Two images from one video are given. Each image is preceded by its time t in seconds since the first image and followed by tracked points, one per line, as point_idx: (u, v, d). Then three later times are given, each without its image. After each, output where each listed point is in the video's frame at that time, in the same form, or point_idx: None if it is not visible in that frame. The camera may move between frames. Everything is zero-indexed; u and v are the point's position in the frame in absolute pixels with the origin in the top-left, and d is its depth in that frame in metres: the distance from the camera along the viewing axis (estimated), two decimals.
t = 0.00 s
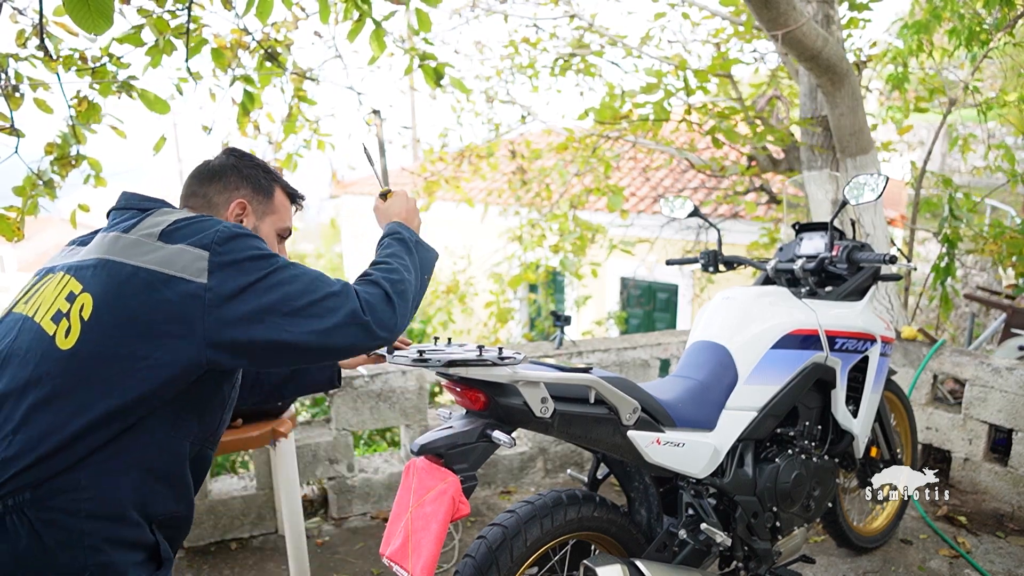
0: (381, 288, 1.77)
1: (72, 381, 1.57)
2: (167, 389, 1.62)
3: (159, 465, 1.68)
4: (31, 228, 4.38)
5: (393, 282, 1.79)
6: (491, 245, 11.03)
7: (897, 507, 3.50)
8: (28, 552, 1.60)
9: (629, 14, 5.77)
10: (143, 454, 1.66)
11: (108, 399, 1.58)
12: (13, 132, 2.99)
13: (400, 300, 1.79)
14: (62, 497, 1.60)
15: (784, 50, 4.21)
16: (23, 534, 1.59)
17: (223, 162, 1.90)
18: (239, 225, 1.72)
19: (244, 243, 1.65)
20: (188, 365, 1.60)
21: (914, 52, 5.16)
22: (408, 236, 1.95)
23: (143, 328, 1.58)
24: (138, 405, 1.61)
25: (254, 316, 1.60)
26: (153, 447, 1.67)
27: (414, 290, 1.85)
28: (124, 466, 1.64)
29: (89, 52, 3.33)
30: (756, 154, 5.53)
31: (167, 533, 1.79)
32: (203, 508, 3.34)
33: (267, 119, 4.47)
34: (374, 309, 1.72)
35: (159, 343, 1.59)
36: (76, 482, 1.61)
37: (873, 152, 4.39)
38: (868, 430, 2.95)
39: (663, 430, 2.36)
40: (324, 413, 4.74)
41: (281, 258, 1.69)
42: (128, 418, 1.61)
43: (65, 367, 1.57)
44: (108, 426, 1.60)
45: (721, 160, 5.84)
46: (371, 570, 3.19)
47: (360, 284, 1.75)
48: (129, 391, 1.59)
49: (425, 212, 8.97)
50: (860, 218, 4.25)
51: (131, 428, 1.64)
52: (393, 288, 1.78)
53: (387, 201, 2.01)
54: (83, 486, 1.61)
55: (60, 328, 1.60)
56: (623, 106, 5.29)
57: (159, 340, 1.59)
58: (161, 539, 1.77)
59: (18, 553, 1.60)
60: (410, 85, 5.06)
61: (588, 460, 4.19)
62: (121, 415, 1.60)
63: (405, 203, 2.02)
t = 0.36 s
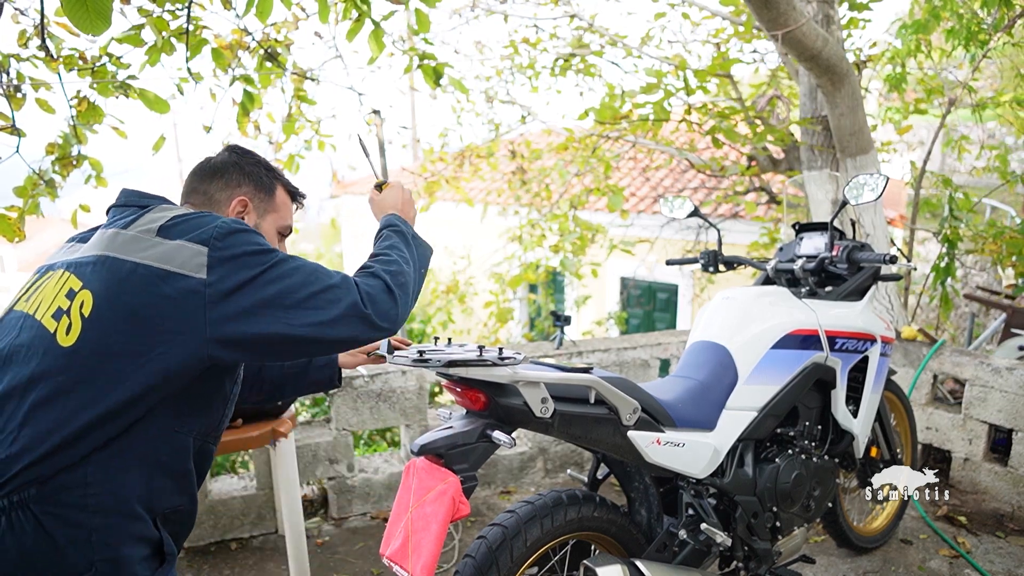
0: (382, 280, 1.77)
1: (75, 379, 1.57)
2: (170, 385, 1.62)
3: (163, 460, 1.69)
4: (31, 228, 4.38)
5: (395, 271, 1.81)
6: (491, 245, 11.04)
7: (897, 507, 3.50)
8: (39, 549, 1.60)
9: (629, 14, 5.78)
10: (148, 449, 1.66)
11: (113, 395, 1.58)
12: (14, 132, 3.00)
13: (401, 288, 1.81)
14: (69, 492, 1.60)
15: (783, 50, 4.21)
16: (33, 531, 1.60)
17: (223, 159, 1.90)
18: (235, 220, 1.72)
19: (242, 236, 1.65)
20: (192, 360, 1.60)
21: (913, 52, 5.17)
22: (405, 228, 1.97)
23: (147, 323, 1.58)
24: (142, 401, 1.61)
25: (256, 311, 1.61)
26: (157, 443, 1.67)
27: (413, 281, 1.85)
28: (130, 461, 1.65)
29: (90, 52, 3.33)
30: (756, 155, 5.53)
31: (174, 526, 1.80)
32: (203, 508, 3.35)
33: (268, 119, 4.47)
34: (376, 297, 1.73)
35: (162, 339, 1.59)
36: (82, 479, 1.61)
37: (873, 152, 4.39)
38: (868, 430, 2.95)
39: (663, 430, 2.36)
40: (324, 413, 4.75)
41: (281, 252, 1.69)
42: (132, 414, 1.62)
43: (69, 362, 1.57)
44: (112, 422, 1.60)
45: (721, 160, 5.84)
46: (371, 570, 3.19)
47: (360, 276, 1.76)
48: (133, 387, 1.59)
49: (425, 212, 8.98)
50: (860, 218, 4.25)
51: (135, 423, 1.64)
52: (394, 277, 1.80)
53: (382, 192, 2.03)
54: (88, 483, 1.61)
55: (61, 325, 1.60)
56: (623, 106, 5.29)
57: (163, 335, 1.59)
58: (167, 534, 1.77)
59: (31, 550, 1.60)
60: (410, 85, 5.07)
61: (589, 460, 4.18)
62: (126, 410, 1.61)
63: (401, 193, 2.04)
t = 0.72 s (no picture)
0: (383, 272, 1.77)
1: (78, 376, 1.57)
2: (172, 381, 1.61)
3: (166, 456, 1.68)
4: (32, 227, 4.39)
5: (401, 259, 1.83)
6: (491, 245, 11.04)
7: (897, 507, 3.50)
8: (44, 548, 1.61)
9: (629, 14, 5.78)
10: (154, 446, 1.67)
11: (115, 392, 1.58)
12: (15, 131, 3.00)
13: (407, 267, 1.83)
14: (73, 488, 1.60)
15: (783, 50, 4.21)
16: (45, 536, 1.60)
17: (222, 156, 1.90)
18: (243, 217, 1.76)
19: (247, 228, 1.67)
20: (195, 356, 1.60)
21: (912, 52, 5.18)
22: (406, 221, 1.98)
23: (148, 321, 1.58)
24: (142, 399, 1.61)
25: (260, 301, 1.61)
26: (162, 438, 1.68)
27: (414, 272, 1.86)
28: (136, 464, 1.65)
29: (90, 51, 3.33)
30: (756, 154, 5.53)
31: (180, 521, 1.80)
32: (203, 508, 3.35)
33: (268, 119, 4.47)
34: (385, 282, 1.76)
35: (162, 337, 1.59)
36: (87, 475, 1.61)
37: (874, 152, 4.39)
38: (868, 430, 2.95)
39: (663, 430, 2.36)
40: (324, 413, 4.75)
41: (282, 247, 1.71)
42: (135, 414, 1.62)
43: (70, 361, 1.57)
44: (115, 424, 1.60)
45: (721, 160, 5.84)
46: (371, 570, 3.19)
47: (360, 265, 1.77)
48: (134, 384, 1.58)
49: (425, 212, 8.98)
50: (860, 218, 4.25)
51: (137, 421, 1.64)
52: (402, 263, 1.82)
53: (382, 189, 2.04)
54: (91, 481, 1.61)
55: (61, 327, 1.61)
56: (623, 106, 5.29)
57: (163, 334, 1.59)
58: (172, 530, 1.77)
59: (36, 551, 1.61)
60: (410, 85, 5.07)
61: (589, 460, 4.19)
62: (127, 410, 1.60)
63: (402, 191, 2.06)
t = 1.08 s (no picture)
0: (352, 362, 1.68)
1: (76, 369, 1.57)
2: (162, 384, 1.60)
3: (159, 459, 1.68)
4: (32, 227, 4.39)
5: (382, 353, 1.73)
6: (491, 245, 11.04)
7: (897, 507, 3.50)
8: (41, 539, 1.60)
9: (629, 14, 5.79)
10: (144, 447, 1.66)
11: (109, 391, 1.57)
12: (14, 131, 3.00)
13: (386, 365, 1.73)
14: (67, 482, 1.61)
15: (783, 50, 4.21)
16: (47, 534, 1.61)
17: (231, 147, 1.87)
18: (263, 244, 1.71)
19: (258, 263, 1.62)
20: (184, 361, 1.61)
21: (913, 52, 5.18)
22: (414, 315, 1.84)
23: (146, 322, 1.57)
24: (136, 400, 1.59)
25: (231, 345, 1.56)
26: (156, 440, 1.67)
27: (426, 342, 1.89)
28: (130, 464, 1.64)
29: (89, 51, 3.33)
30: (756, 154, 5.54)
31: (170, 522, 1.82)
32: (203, 508, 3.35)
33: (268, 119, 4.48)
34: (351, 377, 1.66)
35: (159, 340, 1.58)
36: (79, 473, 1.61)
37: (873, 152, 4.39)
38: (868, 430, 2.95)
39: (663, 430, 2.36)
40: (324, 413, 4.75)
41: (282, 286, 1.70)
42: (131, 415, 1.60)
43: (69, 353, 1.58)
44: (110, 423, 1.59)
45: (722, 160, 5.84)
46: (371, 570, 3.19)
47: (333, 349, 1.67)
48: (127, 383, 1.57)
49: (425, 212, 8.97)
50: (860, 218, 4.25)
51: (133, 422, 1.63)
52: (381, 362, 1.72)
53: (413, 276, 1.91)
54: (86, 478, 1.61)
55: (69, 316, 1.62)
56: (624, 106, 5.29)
57: (159, 338, 1.58)
58: (160, 528, 1.79)
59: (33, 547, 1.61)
60: (411, 84, 5.07)
61: (589, 460, 4.19)
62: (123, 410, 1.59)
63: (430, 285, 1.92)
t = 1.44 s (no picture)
0: (270, 361, 1.43)
1: (101, 322, 1.66)
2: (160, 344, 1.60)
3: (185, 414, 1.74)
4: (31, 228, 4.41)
5: (312, 369, 1.49)
6: (491, 245, 11.04)
7: (897, 507, 3.51)
8: (81, 483, 1.69)
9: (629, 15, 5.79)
10: (154, 409, 1.70)
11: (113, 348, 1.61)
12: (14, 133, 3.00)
13: (309, 379, 1.48)
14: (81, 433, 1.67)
15: (783, 50, 4.21)
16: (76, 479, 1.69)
17: (271, 102, 1.86)
18: (265, 222, 1.61)
19: (229, 236, 1.51)
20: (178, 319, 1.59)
21: (912, 52, 5.18)
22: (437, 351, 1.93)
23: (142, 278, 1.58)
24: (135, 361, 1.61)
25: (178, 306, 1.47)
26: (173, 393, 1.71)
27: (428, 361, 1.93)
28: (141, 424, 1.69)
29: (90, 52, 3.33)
30: (756, 154, 5.54)
31: (196, 487, 1.80)
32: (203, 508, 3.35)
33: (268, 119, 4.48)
34: (262, 376, 1.42)
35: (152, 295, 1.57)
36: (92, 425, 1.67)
37: (873, 152, 4.39)
38: (868, 430, 2.96)
39: (663, 430, 2.36)
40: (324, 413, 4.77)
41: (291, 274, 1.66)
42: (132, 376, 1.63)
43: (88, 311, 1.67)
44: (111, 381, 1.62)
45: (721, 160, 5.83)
46: (371, 570, 3.19)
47: (260, 340, 1.45)
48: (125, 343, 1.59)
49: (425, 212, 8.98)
50: (859, 218, 4.25)
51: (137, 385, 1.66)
52: (306, 375, 1.47)
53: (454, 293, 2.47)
54: (106, 429, 1.68)
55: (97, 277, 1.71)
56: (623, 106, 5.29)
57: (151, 299, 1.57)
58: (194, 482, 1.80)
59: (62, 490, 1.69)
60: (411, 85, 5.07)
61: (589, 460, 4.19)
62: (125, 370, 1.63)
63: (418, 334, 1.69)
